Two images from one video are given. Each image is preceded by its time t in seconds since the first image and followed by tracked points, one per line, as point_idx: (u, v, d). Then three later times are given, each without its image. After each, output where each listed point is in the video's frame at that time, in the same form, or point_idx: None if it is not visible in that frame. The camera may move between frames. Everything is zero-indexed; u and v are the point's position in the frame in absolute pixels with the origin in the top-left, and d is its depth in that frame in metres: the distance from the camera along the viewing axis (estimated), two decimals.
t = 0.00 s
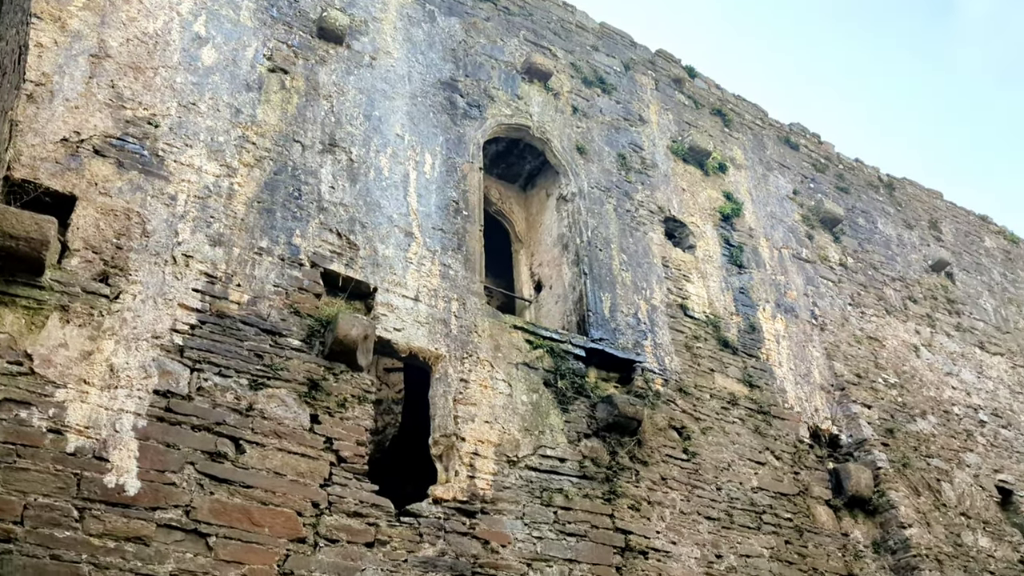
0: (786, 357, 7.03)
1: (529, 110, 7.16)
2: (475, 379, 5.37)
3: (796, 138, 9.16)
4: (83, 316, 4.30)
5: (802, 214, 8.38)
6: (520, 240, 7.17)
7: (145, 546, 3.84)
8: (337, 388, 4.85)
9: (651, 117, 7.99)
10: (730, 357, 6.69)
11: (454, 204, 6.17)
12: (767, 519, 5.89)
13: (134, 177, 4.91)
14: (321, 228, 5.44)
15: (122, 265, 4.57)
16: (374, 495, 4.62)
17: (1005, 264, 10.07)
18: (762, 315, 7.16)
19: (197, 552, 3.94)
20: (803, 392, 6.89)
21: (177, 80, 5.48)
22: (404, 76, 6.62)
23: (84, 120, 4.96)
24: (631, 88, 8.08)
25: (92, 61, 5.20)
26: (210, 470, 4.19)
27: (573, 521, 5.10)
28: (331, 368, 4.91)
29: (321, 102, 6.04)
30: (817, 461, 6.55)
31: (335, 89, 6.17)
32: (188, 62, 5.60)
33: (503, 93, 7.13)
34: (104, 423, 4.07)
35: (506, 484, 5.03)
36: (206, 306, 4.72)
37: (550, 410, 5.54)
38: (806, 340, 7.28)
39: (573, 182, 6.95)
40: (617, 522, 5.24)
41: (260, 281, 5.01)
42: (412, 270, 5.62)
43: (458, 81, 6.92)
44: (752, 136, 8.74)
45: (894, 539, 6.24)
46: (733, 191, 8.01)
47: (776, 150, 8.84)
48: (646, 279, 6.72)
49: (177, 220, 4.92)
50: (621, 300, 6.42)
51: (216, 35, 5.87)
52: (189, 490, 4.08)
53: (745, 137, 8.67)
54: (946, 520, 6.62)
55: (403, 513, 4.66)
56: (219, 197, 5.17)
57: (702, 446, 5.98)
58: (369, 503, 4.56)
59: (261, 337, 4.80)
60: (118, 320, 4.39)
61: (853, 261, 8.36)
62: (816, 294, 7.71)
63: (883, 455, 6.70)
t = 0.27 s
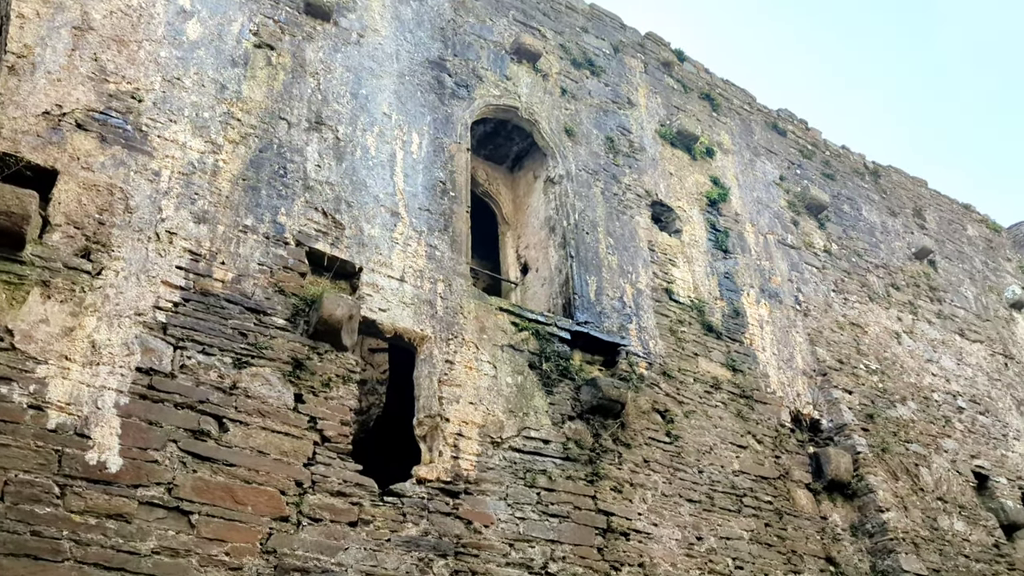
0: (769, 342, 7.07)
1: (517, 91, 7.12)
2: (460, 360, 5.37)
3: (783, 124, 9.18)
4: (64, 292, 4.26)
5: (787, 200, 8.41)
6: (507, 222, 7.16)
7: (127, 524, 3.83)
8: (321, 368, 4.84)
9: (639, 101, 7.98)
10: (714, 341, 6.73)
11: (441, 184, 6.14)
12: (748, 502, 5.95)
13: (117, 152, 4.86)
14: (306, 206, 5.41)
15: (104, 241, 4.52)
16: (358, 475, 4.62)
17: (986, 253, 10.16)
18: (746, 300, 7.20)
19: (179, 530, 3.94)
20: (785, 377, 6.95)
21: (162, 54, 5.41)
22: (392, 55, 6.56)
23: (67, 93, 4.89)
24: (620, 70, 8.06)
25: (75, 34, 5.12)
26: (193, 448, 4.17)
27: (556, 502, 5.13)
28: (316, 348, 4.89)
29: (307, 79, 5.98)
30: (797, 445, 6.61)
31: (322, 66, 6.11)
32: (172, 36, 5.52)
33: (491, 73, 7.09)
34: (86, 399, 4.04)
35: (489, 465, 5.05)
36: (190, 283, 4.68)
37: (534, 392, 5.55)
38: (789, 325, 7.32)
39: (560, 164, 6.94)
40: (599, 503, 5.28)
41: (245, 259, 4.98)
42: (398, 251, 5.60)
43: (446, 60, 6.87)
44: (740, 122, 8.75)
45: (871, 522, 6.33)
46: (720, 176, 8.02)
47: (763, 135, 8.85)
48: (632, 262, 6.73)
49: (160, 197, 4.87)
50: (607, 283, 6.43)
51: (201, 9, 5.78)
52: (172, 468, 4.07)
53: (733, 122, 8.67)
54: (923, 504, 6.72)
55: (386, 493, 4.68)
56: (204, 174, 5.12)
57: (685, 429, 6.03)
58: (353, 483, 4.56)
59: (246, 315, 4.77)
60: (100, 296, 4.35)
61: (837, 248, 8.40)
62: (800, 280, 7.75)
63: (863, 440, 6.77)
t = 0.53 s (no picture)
0: (755, 325, 7.11)
1: (507, 70, 7.08)
2: (447, 340, 5.37)
3: (773, 107, 9.17)
4: (48, 266, 4.22)
5: (776, 183, 8.42)
6: (495, 202, 7.15)
7: (111, 499, 3.82)
8: (308, 346, 4.83)
9: (630, 82, 7.94)
10: (700, 324, 6.75)
11: (429, 163, 6.11)
12: (731, 483, 6.01)
13: (102, 125, 4.80)
14: (293, 183, 5.37)
15: (88, 215, 4.48)
16: (344, 453, 4.63)
17: (971, 239, 10.22)
18: (733, 283, 7.23)
19: (164, 506, 3.94)
20: (770, 360, 6.99)
21: (147, 26, 5.33)
22: (381, 31, 6.50)
23: (50, 65, 4.82)
24: (611, 50, 8.02)
25: (59, 4, 5.04)
26: (178, 424, 4.16)
27: (541, 482, 5.16)
28: (302, 326, 4.88)
29: (295, 54, 5.92)
30: (780, 427, 6.67)
31: (311, 41, 6.05)
32: (158, 8, 5.45)
33: (481, 52, 7.04)
34: (70, 375, 4.02)
35: (475, 444, 5.07)
36: (175, 259, 4.65)
37: (521, 372, 5.57)
38: (775, 308, 7.36)
39: (549, 144, 6.92)
40: (584, 483, 5.32)
41: (231, 235, 4.94)
42: (385, 229, 5.58)
43: (436, 37, 6.81)
44: (729, 104, 8.73)
45: (852, 504, 6.41)
46: (709, 158, 8.02)
47: (753, 118, 8.85)
48: (620, 244, 6.73)
49: (146, 171, 4.82)
50: (595, 264, 6.43)
51: None
52: (157, 444, 4.06)
53: (723, 104, 8.66)
54: (903, 487, 6.80)
55: (372, 471, 4.69)
56: (190, 149, 5.07)
57: (670, 411, 6.06)
58: (338, 461, 4.57)
59: (232, 292, 4.75)
60: (84, 270, 4.32)
61: (824, 232, 8.44)
62: (786, 264, 7.78)
63: (845, 423, 6.83)
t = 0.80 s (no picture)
0: (741, 308, 7.14)
1: (498, 48, 7.03)
2: (434, 319, 5.37)
3: (763, 90, 9.16)
4: (32, 239, 4.18)
5: (765, 166, 8.43)
6: (484, 181, 7.12)
7: (95, 474, 3.82)
8: (294, 324, 4.81)
9: (621, 62, 7.91)
10: (687, 306, 6.78)
11: (418, 141, 6.07)
12: (715, 464, 6.06)
13: (87, 98, 4.74)
14: (281, 159, 5.33)
15: (73, 188, 4.43)
16: (330, 431, 4.63)
17: (957, 224, 10.28)
18: (720, 266, 7.25)
19: (149, 482, 3.93)
20: (755, 342, 7.03)
21: None
22: (371, 6, 6.43)
23: (34, 35, 4.74)
24: (602, 30, 7.97)
25: None
26: (164, 400, 4.15)
27: (527, 461, 5.19)
28: (289, 303, 4.86)
29: (283, 28, 5.85)
30: (765, 409, 6.72)
31: (299, 16, 5.98)
32: None
33: (472, 29, 6.98)
34: (54, 349, 3.99)
35: (462, 423, 5.09)
36: (161, 235, 4.61)
37: (508, 352, 5.57)
38: (761, 292, 7.39)
39: (539, 124, 6.89)
40: (570, 463, 5.35)
41: (217, 211, 4.90)
42: (374, 207, 5.55)
43: (426, 14, 6.75)
44: (720, 86, 8.71)
45: (834, 486, 6.49)
46: (699, 141, 8.01)
47: (743, 101, 8.84)
48: (609, 225, 6.73)
49: (131, 145, 4.77)
50: (583, 245, 6.43)
51: None
52: (142, 420, 4.05)
53: (714, 86, 8.64)
54: (884, 469, 6.88)
55: (358, 449, 4.70)
56: (176, 123, 5.02)
57: (655, 392, 6.09)
58: (325, 438, 4.58)
59: (218, 268, 4.72)
60: (68, 245, 4.28)
61: (811, 216, 8.46)
62: (774, 247, 7.80)
63: (829, 406, 6.89)
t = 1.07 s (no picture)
0: (727, 290, 7.18)
1: (488, 24, 6.97)
2: (421, 297, 5.37)
3: (753, 72, 9.14)
4: (15, 211, 4.13)
5: (753, 149, 8.43)
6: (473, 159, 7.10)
7: (79, 448, 3.81)
8: (280, 300, 4.80)
9: (611, 41, 7.86)
10: (673, 287, 6.80)
11: (407, 117, 6.03)
12: (698, 444, 6.11)
13: (71, 68, 4.67)
14: (268, 134, 5.28)
15: (57, 160, 4.38)
16: (315, 407, 4.63)
17: (942, 210, 10.34)
18: (707, 248, 7.27)
19: (132, 456, 3.93)
20: (740, 325, 7.07)
21: None
22: None
23: (17, 3, 4.66)
24: (593, 9, 7.91)
25: None
26: (148, 374, 4.13)
27: (512, 439, 5.21)
28: (275, 279, 4.84)
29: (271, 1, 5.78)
30: (748, 391, 6.78)
31: None
32: None
33: (462, 5, 6.92)
34: (37, 322, 3.97)
35: (447, 401, 5.10)
36: (146, 208, 4.57)
37: (494, 331, 5.58)
38: (747, 274, 7.42)
39: (529, 103, 6.85)
40: (554, 442, 5.38)
41: (203, 185, 4.86)
42: (361, 184, 5.52)
43: None
44: (710, 68, 8.69)
45: (815, 467, 6.56)
46: (688, 122, 8.00)
47: (733, 83, 8.82)
48: (597, 205, 6.72)
49: (116, 116, 4.71)
50: (571, 225, 6.43)
51: None
52: (126, 394, 4.04)
53: (704, 68, 8.62)
54: (865, 452, 6.96)
55: (344, 426, 4.70)
56: (162, 95, 4.96)
57: (640, 373, 6.13)
58: (310, 415, 4.58)
59: (204, 243, 4.68)
60: (52, 217, 4.24)
61: (799, 199, 8.48)
62: (761, 230, 7.82)
63: (812, 388, 6.95)
